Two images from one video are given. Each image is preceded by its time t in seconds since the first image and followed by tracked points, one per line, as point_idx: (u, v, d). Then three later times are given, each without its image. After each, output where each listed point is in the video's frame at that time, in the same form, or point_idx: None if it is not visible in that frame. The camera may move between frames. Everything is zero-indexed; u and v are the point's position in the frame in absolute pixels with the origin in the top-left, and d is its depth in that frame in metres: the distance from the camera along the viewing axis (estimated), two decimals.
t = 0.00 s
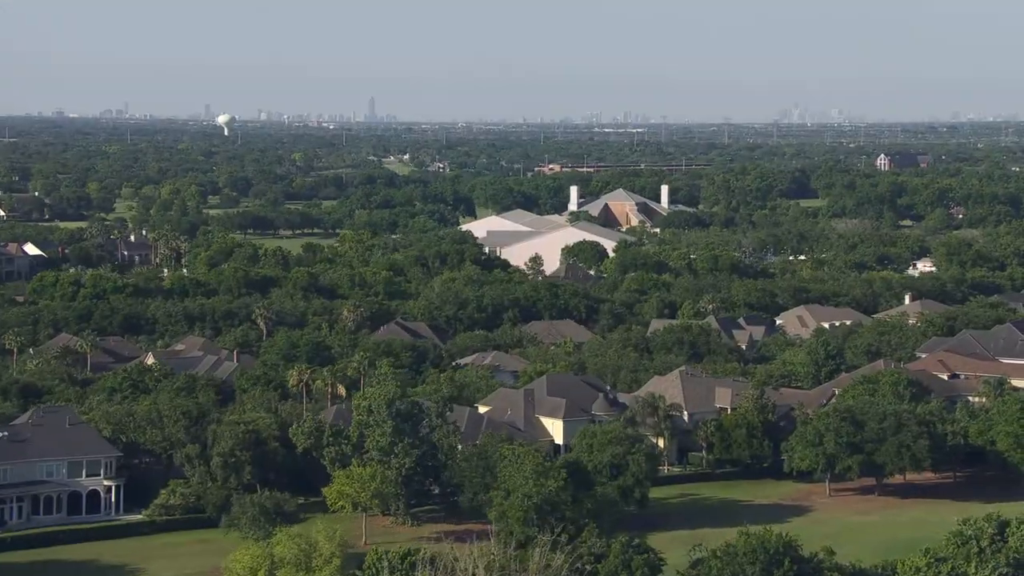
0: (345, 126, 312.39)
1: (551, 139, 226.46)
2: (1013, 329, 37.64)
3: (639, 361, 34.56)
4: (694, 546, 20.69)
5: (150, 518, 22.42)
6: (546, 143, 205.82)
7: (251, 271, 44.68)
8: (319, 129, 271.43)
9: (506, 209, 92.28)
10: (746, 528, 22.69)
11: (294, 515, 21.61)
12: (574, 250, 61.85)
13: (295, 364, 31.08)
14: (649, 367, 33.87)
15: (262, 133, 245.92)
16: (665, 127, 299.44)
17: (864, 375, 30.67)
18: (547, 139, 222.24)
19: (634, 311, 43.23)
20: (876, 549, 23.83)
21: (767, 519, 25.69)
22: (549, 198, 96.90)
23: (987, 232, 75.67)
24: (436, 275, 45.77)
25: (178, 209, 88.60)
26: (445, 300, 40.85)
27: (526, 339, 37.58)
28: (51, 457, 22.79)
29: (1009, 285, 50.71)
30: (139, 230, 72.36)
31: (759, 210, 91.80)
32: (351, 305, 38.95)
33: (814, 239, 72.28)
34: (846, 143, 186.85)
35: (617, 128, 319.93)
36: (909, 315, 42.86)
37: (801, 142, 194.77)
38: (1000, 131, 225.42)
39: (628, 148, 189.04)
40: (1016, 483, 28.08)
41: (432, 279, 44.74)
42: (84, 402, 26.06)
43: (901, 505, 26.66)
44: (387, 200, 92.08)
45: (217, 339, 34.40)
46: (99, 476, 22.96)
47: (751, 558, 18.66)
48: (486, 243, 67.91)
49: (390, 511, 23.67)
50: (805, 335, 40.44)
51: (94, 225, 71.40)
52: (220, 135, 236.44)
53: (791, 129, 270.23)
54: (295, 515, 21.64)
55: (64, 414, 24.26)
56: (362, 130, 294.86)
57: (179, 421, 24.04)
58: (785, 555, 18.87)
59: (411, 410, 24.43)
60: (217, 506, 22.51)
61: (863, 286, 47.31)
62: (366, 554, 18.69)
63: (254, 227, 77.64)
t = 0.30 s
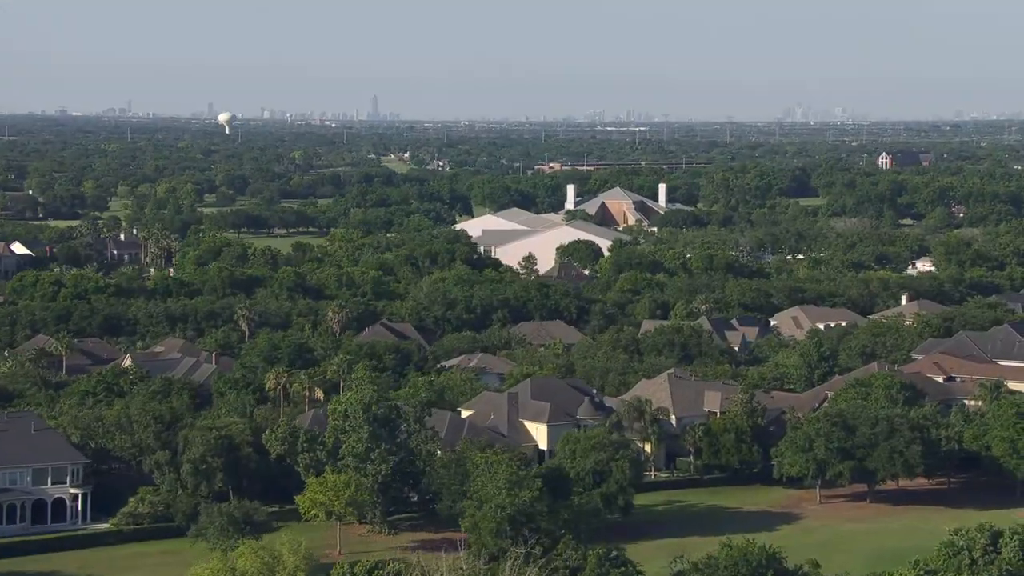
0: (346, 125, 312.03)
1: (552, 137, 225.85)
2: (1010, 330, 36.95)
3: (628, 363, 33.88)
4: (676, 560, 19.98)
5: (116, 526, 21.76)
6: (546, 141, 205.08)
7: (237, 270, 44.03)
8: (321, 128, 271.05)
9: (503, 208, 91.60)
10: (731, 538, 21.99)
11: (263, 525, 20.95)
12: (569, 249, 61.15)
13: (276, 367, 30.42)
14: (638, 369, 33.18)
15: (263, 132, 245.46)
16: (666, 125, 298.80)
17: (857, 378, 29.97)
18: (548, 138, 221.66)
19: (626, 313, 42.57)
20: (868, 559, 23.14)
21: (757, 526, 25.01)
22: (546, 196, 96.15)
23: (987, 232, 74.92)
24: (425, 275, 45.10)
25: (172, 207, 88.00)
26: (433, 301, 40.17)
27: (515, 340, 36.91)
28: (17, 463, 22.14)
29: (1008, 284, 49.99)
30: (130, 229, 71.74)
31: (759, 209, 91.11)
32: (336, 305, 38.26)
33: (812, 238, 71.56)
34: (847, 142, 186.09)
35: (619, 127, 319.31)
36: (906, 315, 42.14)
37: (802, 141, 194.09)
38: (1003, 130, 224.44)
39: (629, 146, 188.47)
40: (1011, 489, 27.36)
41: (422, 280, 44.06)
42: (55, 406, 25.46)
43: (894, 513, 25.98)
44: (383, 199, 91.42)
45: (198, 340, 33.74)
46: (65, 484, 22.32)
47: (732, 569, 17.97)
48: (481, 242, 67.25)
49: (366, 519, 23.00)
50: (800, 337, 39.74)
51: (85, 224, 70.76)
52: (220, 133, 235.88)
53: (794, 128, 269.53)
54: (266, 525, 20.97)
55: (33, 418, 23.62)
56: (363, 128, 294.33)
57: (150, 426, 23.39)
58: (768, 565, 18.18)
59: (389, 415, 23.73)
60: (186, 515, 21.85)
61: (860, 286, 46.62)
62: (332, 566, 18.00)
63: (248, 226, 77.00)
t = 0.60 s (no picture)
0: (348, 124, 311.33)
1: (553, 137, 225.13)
2: (1008, 333, 36.25)
3: (617, 366, 33.19)
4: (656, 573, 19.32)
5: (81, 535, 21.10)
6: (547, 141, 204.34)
7: (223, 270, 43.37)
8: (323, 127, 270.34)
9: (500, 207, 90.89)
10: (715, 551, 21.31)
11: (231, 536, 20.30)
12: (564, 249, 60.46)
13: (256, 371, 29.75)
14: (627, 373, 32.50)
15: (264, 131, 244.77)
16: (668, 124, 298.00)
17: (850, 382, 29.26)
18: (550, 138, 220.90)
19: (619, 314, 41.89)
20: (857, 569, 22.46)
21: (744, 535, 24.32)
22: (545, 195, 95.45)
23: (987, 231, 74.20)
24: (415, 276, 44.43)
25: (167, 207, 87.36)
26: (421, 302, 39.50)
27: (503, 342, 36.25)
28: None
29: (1008, 285, 49.21)
30: (123, 228, 71.02)
31: (759, 208, 90.36)
32: (321, 307, 37.61)
33: (810, 237, 70.84)
34: (850, 141, 185.15)
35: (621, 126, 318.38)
36: (903, 317, 41.40)
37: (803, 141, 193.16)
38: (1008, 129, 223.50)
39: (631, 146, 187.72)
40: (1007, 496, 26.63)
41: (412, 281, 43.39)
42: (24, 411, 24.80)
43: (885, 522, 25.28)
44: (379, 198, 90.73)
45: (178, 342, 33.08)
46: (28, 493, 21.71)
47: None
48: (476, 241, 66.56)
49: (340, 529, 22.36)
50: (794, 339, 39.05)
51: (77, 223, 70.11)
52: (221, 131, 235.12)
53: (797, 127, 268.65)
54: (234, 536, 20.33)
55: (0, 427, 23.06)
56: (365, 127, 293.75)
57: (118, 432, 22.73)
58: None
59: (365, 420, 23.04)
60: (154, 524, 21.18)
61: (857, 287, 45.88)
62: None
63: (242, 225, 76.34)
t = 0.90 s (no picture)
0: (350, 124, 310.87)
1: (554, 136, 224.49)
2: (1006, 335, 35.55)
3: (606, 370, 32.54)
4: None
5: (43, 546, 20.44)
6: (548, 140, 203.51)
7: (209, 271, 42.73)
8: (325, 126, 269.84)
9: (498, 206, 90.24)
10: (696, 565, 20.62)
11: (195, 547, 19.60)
12: (559, 249, 59.79)
13: (234, 375, 29.07)
14: (616, 376, 31.82)
15: (265, 130, 244.43)
16: (670, 124, 297.38)
17: (843, 386, 28.56)
18: (551, 137, 220.31)
19: (611, 316, 41.22)
20: None
21: (731, 544, 23.60)
22: (543, 194, 94.80)
23: (987, 231, 73.52)
24: (405, 276, 43.77)
25: (162, 206, 86.79)
26: (409, 303, 38.83)
27: (491, 345, 35.59)
28: None
29: (1008, 286, 48.50)
30: (114, 228, 70.33)
31: (758, 208, 89.70)
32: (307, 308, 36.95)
33: (809, 237, 70.16)
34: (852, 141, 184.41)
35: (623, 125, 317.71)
36: (899, 319, 40.70)
37: (805, 140, 192.50)
38: (1011, 129, 222.63)
39: (632, 145, 187.09)
40: (1003, 505, 25.92)
41: (401, 282, 42.75)
42: None
43: (878, 531, 24.56)
44: (375, 197, 90.13)
45: (158, 344, 32.44)
46: None
47: None
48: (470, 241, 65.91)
49: (314, 539, 21.71)
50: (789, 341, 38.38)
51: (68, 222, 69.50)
52: (222, 131, 234.55)
53: (799, 126, 267.97)
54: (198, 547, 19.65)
55: None
56: (366, 126, 293.38)
57: (86, 439, 22.06)
58: None
59: (339, 427, 22.30)
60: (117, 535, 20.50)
61: (853, 288, 45.20)
62: None
63: (235, 225, 75.73)
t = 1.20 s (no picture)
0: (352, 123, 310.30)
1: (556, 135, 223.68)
2: (1004, 337, 34.85)
3: (594, 372, 31.83)
4: None
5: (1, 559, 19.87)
6: (548, 138, 202.64)
7: (195, 271, 42.05)
8: (327, 125, 269.28)
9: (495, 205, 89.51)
10: None
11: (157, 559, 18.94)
12: (554, 249, 59.05)
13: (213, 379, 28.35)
14: (605, 379, 31.11)
15: (266, 129, 244.02)
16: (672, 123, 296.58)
17: (836, 389, 27.85)
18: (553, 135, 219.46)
19: (603, 317, 40.50)
20: None
21: (717, 554, 22.90)
22: (540, 193, 94.06)
23: (988, 230, 72.75)
24: (395, 277, 43.05)
25: (156, 204, 86.10)
26: (396, 304, 38.12)
27: (479, 347, 34.87)
28: None
29: (1008, 286, 47.76)
30: (105, 226, 69.64)
31: (757, 207, 88.95)
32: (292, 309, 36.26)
33: (808, 236, 69.43)
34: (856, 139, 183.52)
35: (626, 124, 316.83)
36: (897, 320, 39.97)
37: (808, 139, 191.62)
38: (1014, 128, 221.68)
39: (634, 144, 186.19)
40: (999, 513, 25.20)
41: (389, 282, 42.02)
42: None
43: (871, 539, 23.85)
44: (371, 196, 89.44)
45: (137, 346, 31.76)
46: None
47: None
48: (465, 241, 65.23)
49: (285, 550, 21.03)
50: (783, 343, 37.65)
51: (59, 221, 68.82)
52: (224, 129, 233.98)
53: (802, 125, 267.04)
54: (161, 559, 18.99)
55: None
56: (368, 126, 292.81)
57: (51, 445, 21.42)
58: None
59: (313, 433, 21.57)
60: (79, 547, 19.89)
61: (850, 288, 44.47)
62: None
63: (229, 224, 75.07)
